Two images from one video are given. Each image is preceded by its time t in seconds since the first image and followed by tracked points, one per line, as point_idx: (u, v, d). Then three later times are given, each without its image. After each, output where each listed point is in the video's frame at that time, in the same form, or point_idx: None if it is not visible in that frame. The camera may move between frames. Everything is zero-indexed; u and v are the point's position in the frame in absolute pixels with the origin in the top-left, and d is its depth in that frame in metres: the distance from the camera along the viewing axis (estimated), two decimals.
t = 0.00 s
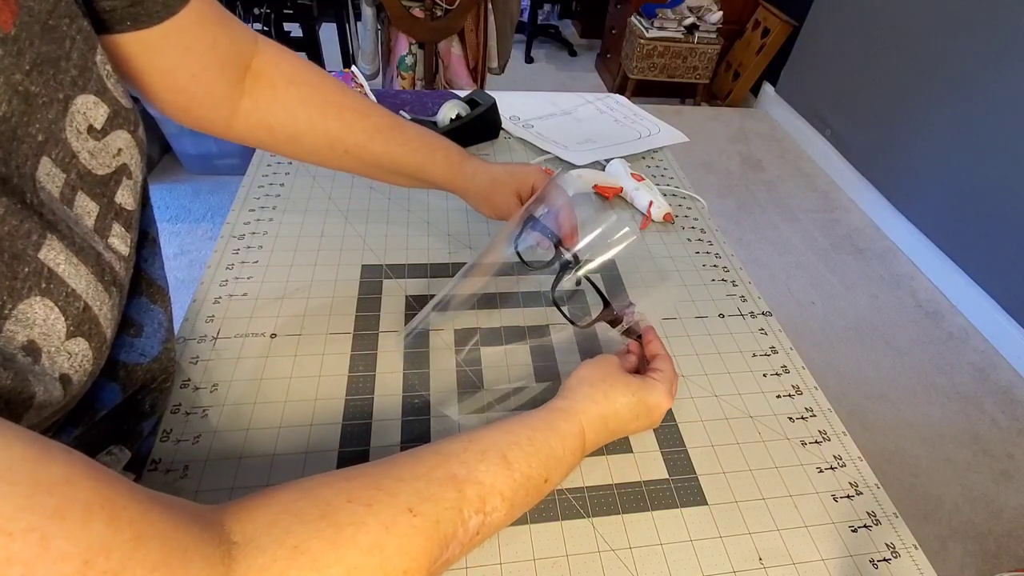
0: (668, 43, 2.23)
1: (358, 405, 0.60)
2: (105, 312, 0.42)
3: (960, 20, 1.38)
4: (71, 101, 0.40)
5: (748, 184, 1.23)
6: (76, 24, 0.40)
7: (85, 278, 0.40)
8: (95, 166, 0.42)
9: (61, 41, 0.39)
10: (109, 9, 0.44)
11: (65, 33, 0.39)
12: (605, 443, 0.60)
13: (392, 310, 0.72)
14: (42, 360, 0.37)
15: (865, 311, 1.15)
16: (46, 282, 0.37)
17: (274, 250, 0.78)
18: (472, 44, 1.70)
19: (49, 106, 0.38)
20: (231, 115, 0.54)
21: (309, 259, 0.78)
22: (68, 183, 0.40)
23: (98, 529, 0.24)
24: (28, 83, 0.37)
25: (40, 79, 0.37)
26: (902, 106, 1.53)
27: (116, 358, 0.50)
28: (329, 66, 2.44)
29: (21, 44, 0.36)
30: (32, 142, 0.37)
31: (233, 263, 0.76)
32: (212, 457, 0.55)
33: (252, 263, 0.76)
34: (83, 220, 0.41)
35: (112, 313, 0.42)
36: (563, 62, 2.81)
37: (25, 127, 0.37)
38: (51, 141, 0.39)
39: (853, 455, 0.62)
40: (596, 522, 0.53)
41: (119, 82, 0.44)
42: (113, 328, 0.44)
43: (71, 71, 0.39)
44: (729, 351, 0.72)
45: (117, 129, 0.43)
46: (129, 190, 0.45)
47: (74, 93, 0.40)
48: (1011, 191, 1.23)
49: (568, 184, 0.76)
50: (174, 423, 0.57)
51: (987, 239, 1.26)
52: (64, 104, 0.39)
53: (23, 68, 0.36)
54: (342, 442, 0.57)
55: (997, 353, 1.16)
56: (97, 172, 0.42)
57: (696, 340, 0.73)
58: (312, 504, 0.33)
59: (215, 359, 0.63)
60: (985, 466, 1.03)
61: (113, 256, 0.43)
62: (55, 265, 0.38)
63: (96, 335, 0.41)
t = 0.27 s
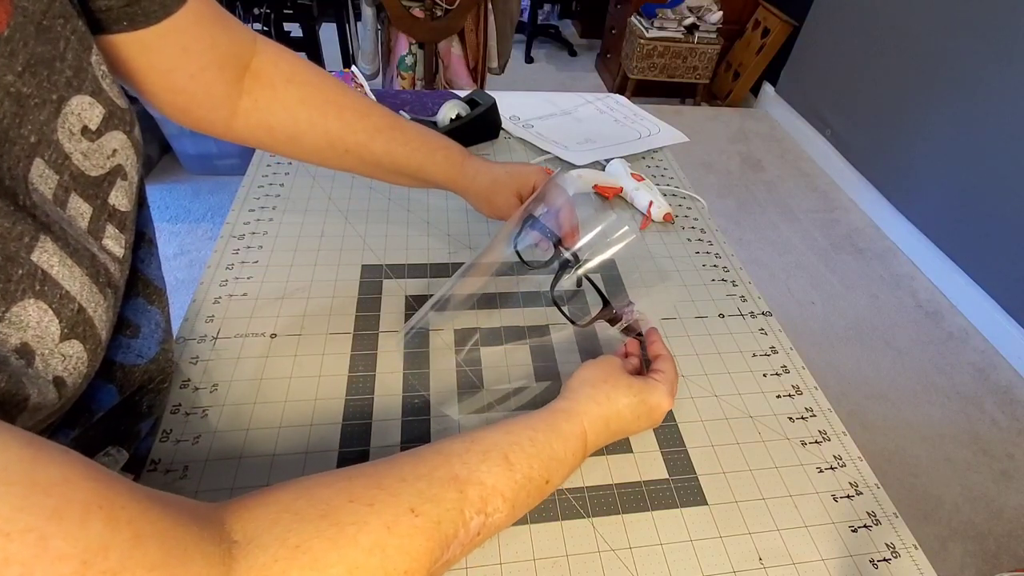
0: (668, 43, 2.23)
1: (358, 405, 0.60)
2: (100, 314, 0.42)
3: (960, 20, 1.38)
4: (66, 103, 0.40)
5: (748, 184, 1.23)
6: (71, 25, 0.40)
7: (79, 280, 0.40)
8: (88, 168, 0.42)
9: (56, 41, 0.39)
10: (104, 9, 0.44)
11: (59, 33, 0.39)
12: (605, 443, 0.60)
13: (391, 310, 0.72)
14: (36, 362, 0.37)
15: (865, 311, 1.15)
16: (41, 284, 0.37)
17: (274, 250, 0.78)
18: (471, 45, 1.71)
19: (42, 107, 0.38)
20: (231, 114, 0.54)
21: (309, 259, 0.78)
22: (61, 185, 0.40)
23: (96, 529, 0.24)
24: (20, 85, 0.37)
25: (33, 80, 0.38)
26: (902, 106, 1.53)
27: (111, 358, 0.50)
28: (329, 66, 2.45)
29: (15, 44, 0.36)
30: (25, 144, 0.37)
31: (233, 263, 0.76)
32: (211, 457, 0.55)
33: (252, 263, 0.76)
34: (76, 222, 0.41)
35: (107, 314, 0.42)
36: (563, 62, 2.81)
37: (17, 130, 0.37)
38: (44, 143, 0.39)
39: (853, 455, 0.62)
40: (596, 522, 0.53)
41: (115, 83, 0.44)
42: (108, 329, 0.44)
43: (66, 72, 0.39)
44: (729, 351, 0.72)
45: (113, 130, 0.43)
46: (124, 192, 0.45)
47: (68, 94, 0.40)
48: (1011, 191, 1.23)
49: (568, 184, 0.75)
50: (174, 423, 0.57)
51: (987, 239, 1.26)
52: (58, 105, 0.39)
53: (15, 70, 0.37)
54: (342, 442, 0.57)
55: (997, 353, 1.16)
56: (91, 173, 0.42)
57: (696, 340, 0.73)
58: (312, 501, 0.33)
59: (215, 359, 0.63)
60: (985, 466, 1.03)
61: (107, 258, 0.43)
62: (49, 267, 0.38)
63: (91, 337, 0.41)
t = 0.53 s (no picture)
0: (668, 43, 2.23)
1: (358, 405, 0.61)
2: (84, 322, 0.40)
3: (960, 20, 1.38)
4: (53, 104, 0.39)
5: (748, 184, 1.23)
6: (59, 25, 0.40)
7: (60, 288, 0.39)
8: (77, 169, 0.41)
9: (44, 42, 0.38)
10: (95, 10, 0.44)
11: (48, 33, 0.39)
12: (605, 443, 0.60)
13: (391, 310, 0.72)
14: (15, 374, 0.36)
15: (865, 311, 1.15)
16: (18, 293, 0.36)
17: (274, 250, 0.78)
18: (472, 45, 1.71)
19: (30, 109, 0.38)
20: (218, 119, 0.54)
21: (310, 259, 0.78)
22: (48, 188, 0.39)
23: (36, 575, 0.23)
24: (7, 87, 0.36)
25: (18, 82, 0.37)
26: (902, 106, 1.53)
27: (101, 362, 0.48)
28: (329, 66, 2.45)
29: (2, 45, 0.36)
30: (11, 146, 0.37)
31: (233, 263, 0.76)
32: (211, 457, 0.55)
33: (252, 263, 0.76)
34: (65, 225, 0.40)
35: (93, 320, 0.42)
36: (563, 62, 2.81)
37: (3, 131, 0.36)
38: (31, 146, 0.38)
39: (853, 455, 0.62)
40: (596, 522, 0.53)
41: (107, 85, 0.44)
42: (95, 336, 0.43)
43: (54, 73, 0.39)
44: (729, 351, 0.72)
45: (103, 131, 0.43)
46: (114, 194, 0.45)
47: (57, 95, 0.39)
48: (1011, 191, 1.22)
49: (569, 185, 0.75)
50: (174, 423, 0.57)
51: (987, 239, 1.26)
52: (45, 106, 0.39)
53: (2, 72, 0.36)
54: (342, 443, 0.57)
55: (997, 353, 1.15)
56: (80, 175, 0.42)
57: (696, 340, 0.73)
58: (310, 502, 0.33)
59: (215, 359, 0.63)
60: (985, 466, 1.03)
61: (93, 262, 0.42)
62: (29, 275, 0.37)
63: (74, 345, 0.40)
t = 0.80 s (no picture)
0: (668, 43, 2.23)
1: (357, 405, 0.61)
2: (50, 337, 0.39)
3: (961, 20, 1.37)
4: (24, 103, 0.38)
5: (748, 184, 1.23)
6: (30, 20, 0.39)
7: (20, 304, 0.36)
8: (55, 170, 0.40)
9: (15, 38, 0.37)
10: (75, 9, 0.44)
11: (18, 29, 0.37)
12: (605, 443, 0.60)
13: (391, 310, 0.72)
14: None
15: (865, 311, 1.15)
16: None
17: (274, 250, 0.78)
18: (472, 45, 1.71)
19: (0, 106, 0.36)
20: (153, 122, 0.53)
21: (310, 259, 0.78)
22: (27, 190, 0.38)
23: None
24: None
25: None
26: (902, 106, 1.53)
27: (90, 365, 0.47)
28: (329, 66, 2.45)
29: None
30: None
31: (233, 263, 0.76)
32: (211, 457, 0.55)
33: (252, 263, 0.76)
34: (45, 228, 0.39)
35: (60, 335, 0.40)
36: (563, 62, 2.81)
37: None
38: (5, 146, 0.36)
39: (853, 455, 0.62)
40: (596, 522, 0.53)
41: (86, 83, 0.42)
42: (66, 352, 0.41)
43: (26, 70, 0.38)
44: (729, 351, 0.72)
45: (80, 130, 0.41)
46: (96, 196, 0.43)
47: (27, 93, 0.38)
48: (1011, 191, 1.22)
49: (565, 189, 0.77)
50: (174, 423, 0.57)
51: (987, 239, 1.26)
52: (15, 104, 0.37)
53: None
54: (342, 443, 0.57)
55: (997, 353, 1.15)
56: (59, 176, 0.40)
57: (696, 340, 0.73)
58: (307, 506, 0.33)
59: (215, 360, 0.63)
60: (985, 466, 1.03)
61: (68, 268, 0.40)
62: None
63: (37, 363, 0.38)
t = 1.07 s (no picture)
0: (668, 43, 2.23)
1: (357, 405, 0.61)
2: None
3: (962, 20, 1.37)
4: None
5: (748, 184, 1.23)
6: None
7: None
8: None
9: None
10: None
11: None
12: (605, 443, 0.60)
13: (391, 310, 0.72)
14: None
15: (865, 311, 1.15)
16: None
17: (274, 250, 0.78)
18: (472, 45, 1.71)
19: None
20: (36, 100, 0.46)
21: (309, 259, 0.78)
22: None
23: None
24: None
25: None
26: (903, 106, 1.52)
27: (49, 387, 0.40)
28: (329, 66, 2.45)
29: None
30: None
31: (233, 263, 0.76)
32: (211, 457, 0.55)
33: (252, 263, 0.76)
34: None
35: None
36: (563, 62, 2.81)
37: None
38: None
39: (853, 455, 0.62)
40: (596, 522, 0.53)
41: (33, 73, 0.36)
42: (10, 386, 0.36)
43: None
44: (729, 351, 0.72)
45: (21, 130, 0.35)
46: (45, 201, 0.37)
47: None
48: (1011, 191, 1.22)
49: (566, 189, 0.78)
50: (174, 423, 0.57)
51: (987, 239, 1.26)
52: None
53: None
54: (342, 443, 0.57)
55: (997, 353, 1.15)
56: None
57: (696, 340, 0.73)
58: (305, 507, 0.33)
59: (215, 360, 0.63)
60: (985, 466, 1.03)
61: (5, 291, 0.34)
62: None
63: None
